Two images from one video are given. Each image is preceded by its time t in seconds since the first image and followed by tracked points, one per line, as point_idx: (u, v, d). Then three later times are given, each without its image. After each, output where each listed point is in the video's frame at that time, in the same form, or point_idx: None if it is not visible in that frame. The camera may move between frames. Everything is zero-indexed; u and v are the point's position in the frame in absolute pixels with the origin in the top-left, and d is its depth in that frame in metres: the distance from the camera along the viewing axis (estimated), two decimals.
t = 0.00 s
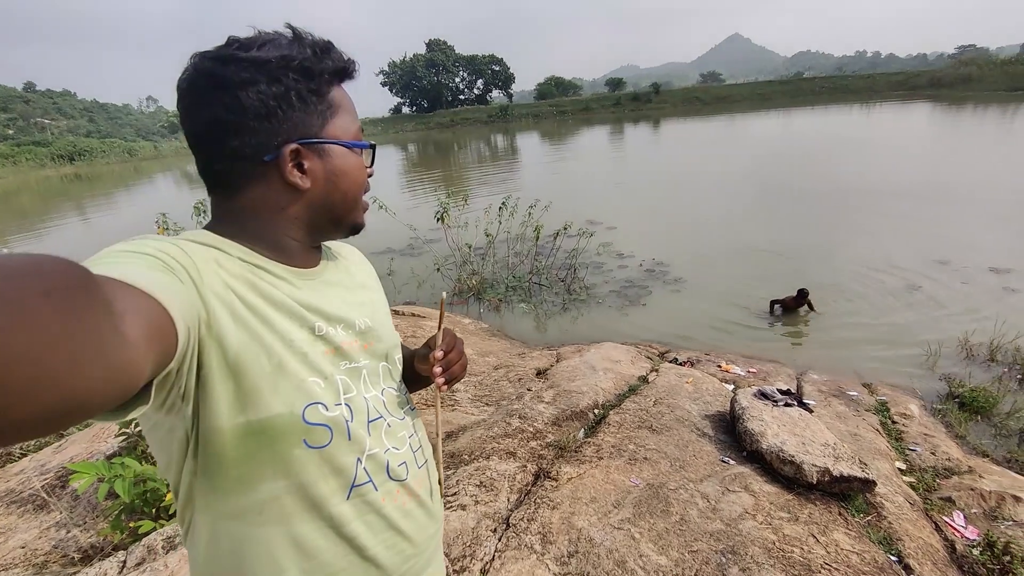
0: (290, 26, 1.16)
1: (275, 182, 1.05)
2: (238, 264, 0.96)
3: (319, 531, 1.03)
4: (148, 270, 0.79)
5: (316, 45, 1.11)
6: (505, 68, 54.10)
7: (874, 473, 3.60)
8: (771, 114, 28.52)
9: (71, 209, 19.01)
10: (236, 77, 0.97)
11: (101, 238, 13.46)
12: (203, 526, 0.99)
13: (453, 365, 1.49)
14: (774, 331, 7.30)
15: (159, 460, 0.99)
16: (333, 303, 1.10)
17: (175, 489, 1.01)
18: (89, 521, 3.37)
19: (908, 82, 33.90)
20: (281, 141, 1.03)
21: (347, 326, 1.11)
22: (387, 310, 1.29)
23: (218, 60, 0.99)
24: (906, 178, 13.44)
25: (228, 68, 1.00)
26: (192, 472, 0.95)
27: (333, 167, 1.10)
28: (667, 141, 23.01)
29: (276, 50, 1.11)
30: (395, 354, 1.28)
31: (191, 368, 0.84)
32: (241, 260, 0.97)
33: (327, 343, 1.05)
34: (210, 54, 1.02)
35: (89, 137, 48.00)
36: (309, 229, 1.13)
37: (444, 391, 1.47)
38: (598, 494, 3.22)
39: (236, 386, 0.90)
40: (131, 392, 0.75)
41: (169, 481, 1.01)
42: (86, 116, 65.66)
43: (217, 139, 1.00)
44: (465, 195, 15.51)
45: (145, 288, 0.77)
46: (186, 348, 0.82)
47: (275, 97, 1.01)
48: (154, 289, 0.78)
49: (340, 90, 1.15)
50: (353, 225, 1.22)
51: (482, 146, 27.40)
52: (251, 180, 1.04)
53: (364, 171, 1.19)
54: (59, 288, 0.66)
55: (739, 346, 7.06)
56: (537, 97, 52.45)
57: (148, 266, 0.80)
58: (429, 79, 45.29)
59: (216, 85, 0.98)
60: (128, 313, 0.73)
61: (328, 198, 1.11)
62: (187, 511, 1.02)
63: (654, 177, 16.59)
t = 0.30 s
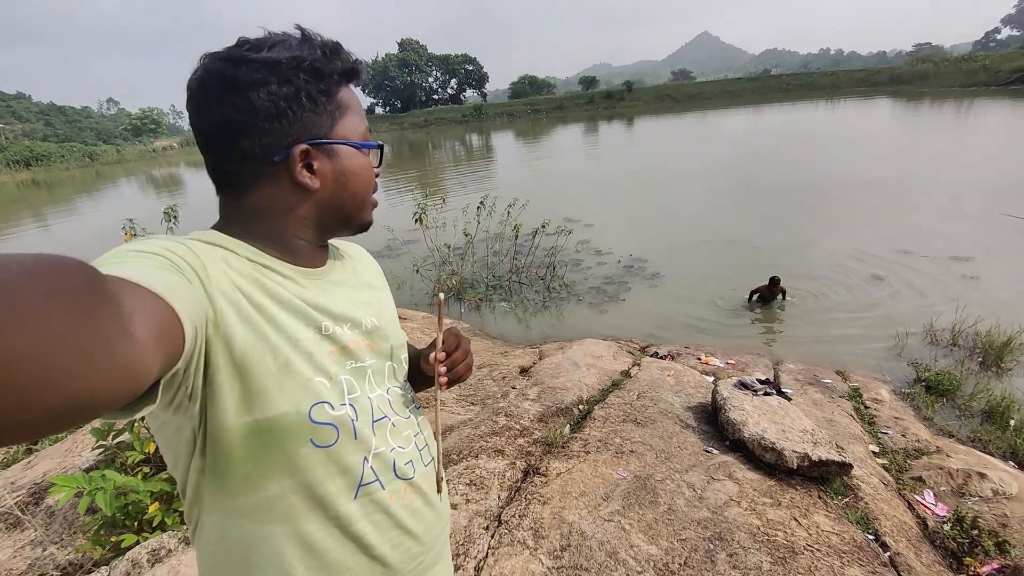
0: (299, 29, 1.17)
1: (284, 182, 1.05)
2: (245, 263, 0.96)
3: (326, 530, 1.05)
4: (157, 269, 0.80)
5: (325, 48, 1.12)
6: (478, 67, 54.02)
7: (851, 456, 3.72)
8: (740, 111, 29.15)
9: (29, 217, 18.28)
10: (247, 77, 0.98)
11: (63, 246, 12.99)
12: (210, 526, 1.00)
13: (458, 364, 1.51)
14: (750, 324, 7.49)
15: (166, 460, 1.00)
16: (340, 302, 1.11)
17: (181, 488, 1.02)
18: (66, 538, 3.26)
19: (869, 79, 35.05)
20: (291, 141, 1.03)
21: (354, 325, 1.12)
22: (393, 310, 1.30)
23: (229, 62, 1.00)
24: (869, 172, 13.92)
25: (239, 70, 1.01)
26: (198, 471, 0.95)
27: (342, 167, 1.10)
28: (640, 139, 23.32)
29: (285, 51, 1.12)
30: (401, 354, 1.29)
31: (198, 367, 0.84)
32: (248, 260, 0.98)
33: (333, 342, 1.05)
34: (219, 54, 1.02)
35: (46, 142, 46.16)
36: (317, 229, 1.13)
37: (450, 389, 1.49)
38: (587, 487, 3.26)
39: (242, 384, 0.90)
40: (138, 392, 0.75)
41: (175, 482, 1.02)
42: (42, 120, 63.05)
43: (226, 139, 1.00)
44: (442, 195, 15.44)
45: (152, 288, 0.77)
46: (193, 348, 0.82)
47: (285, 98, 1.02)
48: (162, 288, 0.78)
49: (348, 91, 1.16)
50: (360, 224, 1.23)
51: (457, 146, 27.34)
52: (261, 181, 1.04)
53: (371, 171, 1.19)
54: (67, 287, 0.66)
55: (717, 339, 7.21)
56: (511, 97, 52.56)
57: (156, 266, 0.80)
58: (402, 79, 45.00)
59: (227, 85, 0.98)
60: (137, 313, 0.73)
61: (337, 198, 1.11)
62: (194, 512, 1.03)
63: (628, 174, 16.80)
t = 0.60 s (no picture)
0: (324, 33, 1.24)
1: (317, 181, 1.12)
2: (280, 261, 1.05)
3: (352, 517, 1.15)
4: (197, 267, 0.88)
5: (351, 52, 1.19)
6: (451, 68, 53.85)
7: (829, 442, 3.88)
8: (710, 110, 29.76)
9: None
10: (284, 81, 1.04)
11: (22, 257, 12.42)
12: (244, 509, 1.10)
13: (474, 359, 1.60)
14: (726, 318, 7.69)
15: (203, 446, 1.10)
16: (365, 299, 1.20)
17: (215, 474, 1.12)
18: (47, 557, 3.14)
19: (831, 78, 36.18)
20: (324, 142, 1.10)
21: (378, 321, 1.22)
22: (414, 309, 1.41)
23: (264, 68, 1.06)
24: (833, 168, 14.40)
25: (273, 75, 1.07)
26: (232, 459, 1.05)
27: (370, 167, 1.18)
28: (613, 139, 23.60)
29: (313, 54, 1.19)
30: (421, 350, 1.40)
31: (233, 361, 0.93)
32: (282, 259, 1.06)
33: (359, 336, 1.15)
34: (253, 57, 1.08)
35: None
36: (344, 227, 1.21)
37: (465, 382, 1.58)
38: (580, 482, 3.33)
39: (276, 378, 1.00)
40: (177, 381, 0.81)
41: (211, 468, 1.12)
42: None
43: (262, 140, 1.06)
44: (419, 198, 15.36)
45: (193, 283, 0.85)
46: (229, 340, 0.91)
47: (318, 101, 1.09)
48: (202, 285, 0.87)
49: (372, 94, 1.23)
50: (381, 223, 1.31)
51: (431, 148, 27.20)
52: (295, 180, 1.10)
53: (393, 171, 1.27)
54: (118, 277, 0.73)
55: (695, 333, 7.38)
56: (484, 99, 52.54)
57: (196, 263, 0.89)
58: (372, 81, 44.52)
59: (264, 87, 1.04)
60: (175, 307, 0.80)
61: (365, 197, 1.19)
62: (229, 496, 1.14)
63: (602, 174, 17.01)
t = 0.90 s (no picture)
0: (298, 34, 1.22)
1: (297, 185, 1.10)
2: (262, 266, 1.03)
3: (340, 523, 1.13)
4: (175, 274, 0.86)
5: (328, 53, 1.18)
6: (433, 68, 53.60)
7: (814, 435, 3.92)
8: (692, 108, 30.03)
9: None
10: (261, 83, 1.02)
11: None
12: (230, 518, 1.08)
13: (463, 360, 1.59)
14: (711, 315, 7.77)
15: (186, 456, 1.08)
16: (349, 302, 1.19)
17: (199, 483, 1.09)
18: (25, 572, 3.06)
19: (810, 76, 36.76)
20: (304, 145, 1.08)
21: (363, 324, 1.20)
22: (399, 311, 1.39)
23: (239, 70, 1.04)
24: (813, 165, 14.63)
25: (248, 77, 1.05)
26: (217, 468, 1.03)
27: (351, 169, 1.16)
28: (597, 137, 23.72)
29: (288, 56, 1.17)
30: (407, 352, 1.38)
31: (215, 368, 0.90)
32: (265, 264, 1.04)
33: (344, 340, 1.13)
34: (227, 60, 1.06)
35: None
36: (326, 230, 1.18)
37: (454, 384, 1.57)
38: (569, 481, 3.33)
39: (260, 384, 0.97)
40: (159, 390, 0.79)
41: (195, 477, 1.09)
42: None
43: (240, 144, 1.04)
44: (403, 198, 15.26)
45: (171, 290, 0.83)
46: (210, 347, 0.88)
47: (297, 103, 1.07)
48: (182, 291, 0.84)
49: (350, 95, 1.22)
50: (364, 225, 1.29)
51: (415, 148, 27.07)
52: (274, 184, 1.08)
53: (375, 173, 1.25)
54: (94, 285, 0.71)
55: (681, 330, 7.43)
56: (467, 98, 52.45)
57: (176, 270, 0.87)
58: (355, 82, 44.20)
59: (240, 90, 1.02)
60: (154, 315, 0.78)
61: (347, 199, 1.17)
62: (214, 505, 1.11)
63: (587, 172, 17.08)
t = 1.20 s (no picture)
0: (276, 31, 1.19)
1: (275, 184, 1.08)
2: (240, 268, 1.00)
3: (324, 527, 1.11)
4: (149, 276, 0.83)
5: (307, 50, 1.15)
6: (421, 69, 53.43)
7: (802, 431, 3.95)
8: (678, 107, 30.25)
9: None
10: (237, 81, 0.99)
11: None
12: (211, 524, 1.05)
13: (450, 359, 1.57)
14: (700, 313, 7.82)
15: (164, 462, 1.05)
16: (331, 304, 1.16)
17: (178, 489, 1.06)
18: None
19: (795, 75, 37.17)
20: (281, 144, 1.05)
21: (346, 325, 1.18)
22: (383, 311, 1.36)
23: (213, 67, 1.01)
24: (798, 163, 14.78)
25: (224, 74, 1.02)
26: (196, 474, 1.00)
27: (331, 169, 1.14)
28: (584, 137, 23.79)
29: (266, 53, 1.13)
30: (390, 353, 1.36)
31: (192, 372, 0.88)
32: (242, 265, 1.01)
33: (326, 342, 1.11)
34: (202, 57, 1.02)
35: None
36: (306, 231, 1.16)
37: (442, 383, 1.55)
38: (560, 481, 3.32)
39: (240, 386, 0.95)
40: (135, 395, 0.77)
41: (174, 484, 1.06)
42: None
43: (216, 143, 1.01)
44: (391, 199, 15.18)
45: (145, 293, 0.80)
46: (186, 351, 0.86)
47: (274, 101, 1.04)
48: (157, 294, 0.81)
49: (330, 93, 1.19)
50: (346, 226, 1.26)
51: (403, 149, 26.92)
52: (251, 183, 1.05)
53: (356, 173, 1.22)
54: (66, 289, 0.68)
55: (670, 328, 7.47)
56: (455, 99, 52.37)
57: (150, 273, 0.84)
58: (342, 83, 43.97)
59: (216, 88, 0.99)
60: (128, 318, 0.75)
61: (327, 198, 1.15)
62: (194, 512, 1.08)
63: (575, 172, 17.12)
